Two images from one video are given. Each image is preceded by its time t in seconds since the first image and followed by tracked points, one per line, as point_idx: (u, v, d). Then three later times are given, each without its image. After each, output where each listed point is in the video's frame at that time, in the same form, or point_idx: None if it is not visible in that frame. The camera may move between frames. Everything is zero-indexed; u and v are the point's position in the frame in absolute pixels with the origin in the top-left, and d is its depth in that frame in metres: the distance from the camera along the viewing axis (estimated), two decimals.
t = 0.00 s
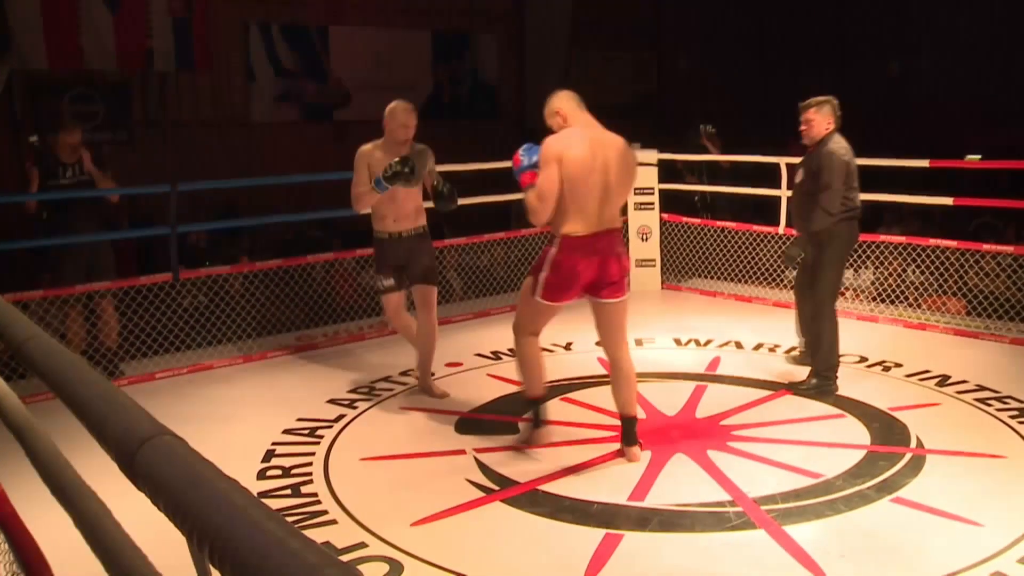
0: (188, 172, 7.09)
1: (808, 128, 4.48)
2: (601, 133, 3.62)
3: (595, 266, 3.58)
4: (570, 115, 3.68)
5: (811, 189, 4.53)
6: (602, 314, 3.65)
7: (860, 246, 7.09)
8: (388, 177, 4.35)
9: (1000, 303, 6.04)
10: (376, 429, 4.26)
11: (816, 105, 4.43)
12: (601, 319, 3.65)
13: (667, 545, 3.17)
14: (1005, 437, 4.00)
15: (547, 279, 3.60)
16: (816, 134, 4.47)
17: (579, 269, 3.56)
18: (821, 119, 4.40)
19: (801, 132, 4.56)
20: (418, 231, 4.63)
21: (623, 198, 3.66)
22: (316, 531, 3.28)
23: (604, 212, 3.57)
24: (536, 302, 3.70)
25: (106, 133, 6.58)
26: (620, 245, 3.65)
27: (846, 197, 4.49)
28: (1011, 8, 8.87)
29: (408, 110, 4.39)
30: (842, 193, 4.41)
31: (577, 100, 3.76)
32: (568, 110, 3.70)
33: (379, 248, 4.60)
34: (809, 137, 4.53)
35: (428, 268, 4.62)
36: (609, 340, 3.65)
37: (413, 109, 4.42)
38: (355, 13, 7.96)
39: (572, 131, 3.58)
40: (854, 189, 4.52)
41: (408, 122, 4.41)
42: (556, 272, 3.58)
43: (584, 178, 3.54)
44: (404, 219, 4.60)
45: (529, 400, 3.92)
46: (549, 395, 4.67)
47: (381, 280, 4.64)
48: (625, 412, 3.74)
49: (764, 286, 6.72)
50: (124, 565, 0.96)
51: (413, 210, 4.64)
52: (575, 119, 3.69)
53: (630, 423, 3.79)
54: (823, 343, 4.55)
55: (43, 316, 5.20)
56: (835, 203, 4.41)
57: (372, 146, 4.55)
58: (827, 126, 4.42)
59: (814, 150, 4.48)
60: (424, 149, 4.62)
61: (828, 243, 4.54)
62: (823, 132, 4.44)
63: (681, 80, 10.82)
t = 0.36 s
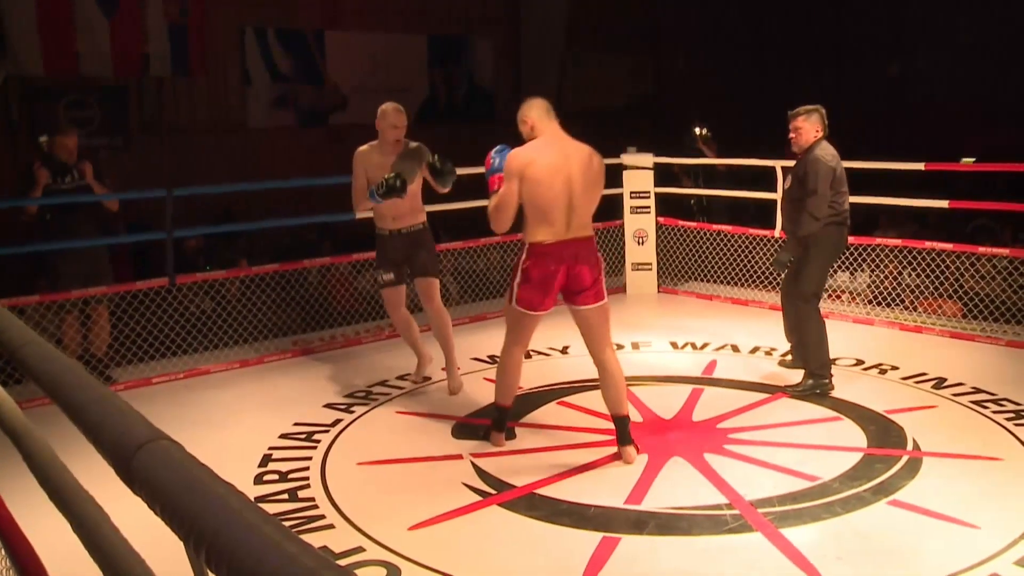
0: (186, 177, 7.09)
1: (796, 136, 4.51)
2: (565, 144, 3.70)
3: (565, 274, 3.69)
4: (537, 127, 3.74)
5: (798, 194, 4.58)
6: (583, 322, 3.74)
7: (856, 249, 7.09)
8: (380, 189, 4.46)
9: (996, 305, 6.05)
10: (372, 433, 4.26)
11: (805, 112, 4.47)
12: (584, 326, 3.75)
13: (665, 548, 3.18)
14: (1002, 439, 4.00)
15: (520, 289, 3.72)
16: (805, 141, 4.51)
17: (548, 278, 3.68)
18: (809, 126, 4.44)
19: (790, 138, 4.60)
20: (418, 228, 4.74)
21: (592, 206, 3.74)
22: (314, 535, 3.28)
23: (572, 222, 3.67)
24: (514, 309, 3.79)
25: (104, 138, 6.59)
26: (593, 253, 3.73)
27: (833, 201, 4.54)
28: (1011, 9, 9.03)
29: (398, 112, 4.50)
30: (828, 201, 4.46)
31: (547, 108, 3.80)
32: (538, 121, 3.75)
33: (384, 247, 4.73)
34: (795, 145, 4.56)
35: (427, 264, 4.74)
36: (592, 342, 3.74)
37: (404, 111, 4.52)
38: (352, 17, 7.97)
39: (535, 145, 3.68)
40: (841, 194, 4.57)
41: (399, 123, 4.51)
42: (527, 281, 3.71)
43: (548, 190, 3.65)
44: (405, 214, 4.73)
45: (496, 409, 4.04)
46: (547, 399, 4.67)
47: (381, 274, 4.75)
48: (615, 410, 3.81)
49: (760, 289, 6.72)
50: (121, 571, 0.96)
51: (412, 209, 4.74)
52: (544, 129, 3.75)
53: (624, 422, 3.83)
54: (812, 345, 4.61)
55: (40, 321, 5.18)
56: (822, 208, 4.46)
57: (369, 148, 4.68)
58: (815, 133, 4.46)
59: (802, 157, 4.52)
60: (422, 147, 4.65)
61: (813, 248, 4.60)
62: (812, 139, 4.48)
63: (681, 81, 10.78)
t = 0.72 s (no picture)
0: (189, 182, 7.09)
1: (801, 132, 4.53)
2: (556, 143, 3.82)
3: (558, 268, 3.78)
4: (527, 125, 3.88)
5: (803, 188, 4.60)
6: (579, 317, 3.82)
7: (861, 250, 7.09)
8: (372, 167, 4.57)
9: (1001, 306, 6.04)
10: (378, 436, 4.26)
11: (808, 110, 4.49)
12: (580, 321, 3.83)
13: (670, 551, 3.17)
14: (1008, 440, 3.99)
15: (514, 281, 3.82)
16: (809, 138, 4.53)
17: (541, 271, 3.77)
18: (814, 123, 4.47)
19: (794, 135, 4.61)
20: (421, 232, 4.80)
21: (584, 203, 3.83)
22: (319, 539, 3.29)
23: (564, 217, 3.76)
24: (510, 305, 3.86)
25: (108, 143, 6.61)
26: (585, 248, 3.82)
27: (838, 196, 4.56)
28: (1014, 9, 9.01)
29: (400, 119, 4.57)
30: (832, 194, 4.47)
31: (540, 109, 3.92)
32: (530, 120, 3.87)
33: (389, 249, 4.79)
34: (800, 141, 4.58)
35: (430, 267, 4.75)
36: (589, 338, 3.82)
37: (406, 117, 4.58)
38: (354, 21, 7.98)
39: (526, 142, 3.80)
40: (846, 189, 4.58)
41: (400, 130, 4.57)
42: (522, 274, 3.80)
43: (540, 185, 3.75)
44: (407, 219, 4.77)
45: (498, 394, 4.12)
46: (551, 402, 4.66)
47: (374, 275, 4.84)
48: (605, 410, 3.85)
49: (765, 291, 6.71)
50: None
51: (417, 212, 4.79)
52: (536, 129, 3.87)
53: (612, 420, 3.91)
54: (823, 341, 4.68)
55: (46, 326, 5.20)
56: (827, 201, 4.47)
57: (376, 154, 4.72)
58: (819, 129, 4.49)
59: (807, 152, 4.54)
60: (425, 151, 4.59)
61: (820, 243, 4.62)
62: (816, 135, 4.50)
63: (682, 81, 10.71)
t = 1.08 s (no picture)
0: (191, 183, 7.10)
1: (806, 133, 4.55)
2: (550, 149, 3.82)
3: (547, 272, 3.80)
4: (523, 131, 3.88)
5: (806, 190, 4.61)
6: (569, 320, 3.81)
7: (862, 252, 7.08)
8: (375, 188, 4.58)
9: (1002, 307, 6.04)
10: (380, 438, 4.26)
11: (813, 111, 4.49)
12: (569, 324, 3.81)
13: (672, 553, 3.17)
14: (1010, 443, 3.99)
15: (504, 283, 3.87)
16: (814, 138, 4.54)
17: (530, 275, 3.80)
18: (818, 124, 4.47)
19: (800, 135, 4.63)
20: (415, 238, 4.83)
21: (576, 209, 3.84)
22: (321, 540, 3.29)
23: (553, 222, 3.78)
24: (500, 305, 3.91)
25: (110, 145, 6.62)
26: (576, 254, 3.83)
27: (840, 199, 4.56)
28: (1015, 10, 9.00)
29: (393, 127, 4.60)
30: (833, 195, 4.46)
31: (538, 116, 3.92)
32: (526, 126, 3.87)
33: (379, 256, 4.81)
34: (805, 142, 4.60)
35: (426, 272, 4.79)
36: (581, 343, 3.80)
37: (399, 125, 4.62)
38: (355, 22, 7.99)
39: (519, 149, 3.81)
40: (849, 192, 4.57)
41: (394, 138, 4.60)
42: (514, 276, 3.84)
43: (530, 191, 3.77)
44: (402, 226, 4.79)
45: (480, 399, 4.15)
46: (553, 405, 4.66)
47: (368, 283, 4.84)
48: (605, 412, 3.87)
49: (767, 293, 6.70)
50: None
51: (410, 218, 4.82)
52: (532, 135, 3.87)
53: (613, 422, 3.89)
54: (835, 344, 4.68)
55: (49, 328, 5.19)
56: (827, 203, 4.46)
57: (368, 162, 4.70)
58: (824, 131, 4.50)
59: (811, 153, 4.56)
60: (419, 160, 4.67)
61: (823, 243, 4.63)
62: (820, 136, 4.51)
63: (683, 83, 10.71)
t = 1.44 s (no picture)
0: (191, 186, 7.11)
1: (805, 135, 4.57)
2: (527, 149, 3.90)
3: (531, 269, 3.86)
4: (501, 131, 3.96)
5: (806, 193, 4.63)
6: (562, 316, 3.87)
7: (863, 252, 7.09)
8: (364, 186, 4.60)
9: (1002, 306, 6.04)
10: (381, 440, 4.27)
11: (813, 112, 4.51)
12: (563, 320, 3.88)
13: (672, 553, 3.17)
14: (1010, 442, 3.99)
15: (492, 283, 3.91)
16: (814, 140, 4.57)
17: (515, 273, 3.86)
18: (817, 126, 4.49)
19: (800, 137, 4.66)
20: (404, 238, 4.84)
21: (559, 206, 3.90)
22: (321, 541, 3.29)
23: (534, 219, 3.84)
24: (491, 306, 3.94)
25: (110, 148, 6.63)
26: (561, 249, 3.88)
27: (839, 201, 4.57)
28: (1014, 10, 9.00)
29: (382, 130, 4.61)
30: (831, 198, 4.47)
31: (517, 114, 3.99)
32: (504, 125, 3.95)
33: (371, 255, 4.84)
34: (804, 143, 4.61)
35: (418, 269, 4.85)
36: (578, 338, 3.89)
37: (388, 129, 4.63)
38: (354, 25, 7.99)
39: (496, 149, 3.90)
40: (850, 193, 4.57)
41: (383, 142, 4.60)
42: (500, 275, 3.89)
43: (508, 189, 3.86)
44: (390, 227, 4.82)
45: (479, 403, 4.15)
46: (553, 406, 4.67)
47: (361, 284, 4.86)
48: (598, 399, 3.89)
49: (767, 293, 6.70)
50: None
51: (399, 218, 4.85)
52: (511, 134, 3.95)
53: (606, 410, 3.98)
54: (836, 343, 4.67)
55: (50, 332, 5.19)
56: (824, 206, 4.48)
57: (355, 164, 4.73)
58: (823, 132, 4.50)
59: (812, 154, 4.57)
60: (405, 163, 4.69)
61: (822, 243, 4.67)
62: (821, 137, 4.53)
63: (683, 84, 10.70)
